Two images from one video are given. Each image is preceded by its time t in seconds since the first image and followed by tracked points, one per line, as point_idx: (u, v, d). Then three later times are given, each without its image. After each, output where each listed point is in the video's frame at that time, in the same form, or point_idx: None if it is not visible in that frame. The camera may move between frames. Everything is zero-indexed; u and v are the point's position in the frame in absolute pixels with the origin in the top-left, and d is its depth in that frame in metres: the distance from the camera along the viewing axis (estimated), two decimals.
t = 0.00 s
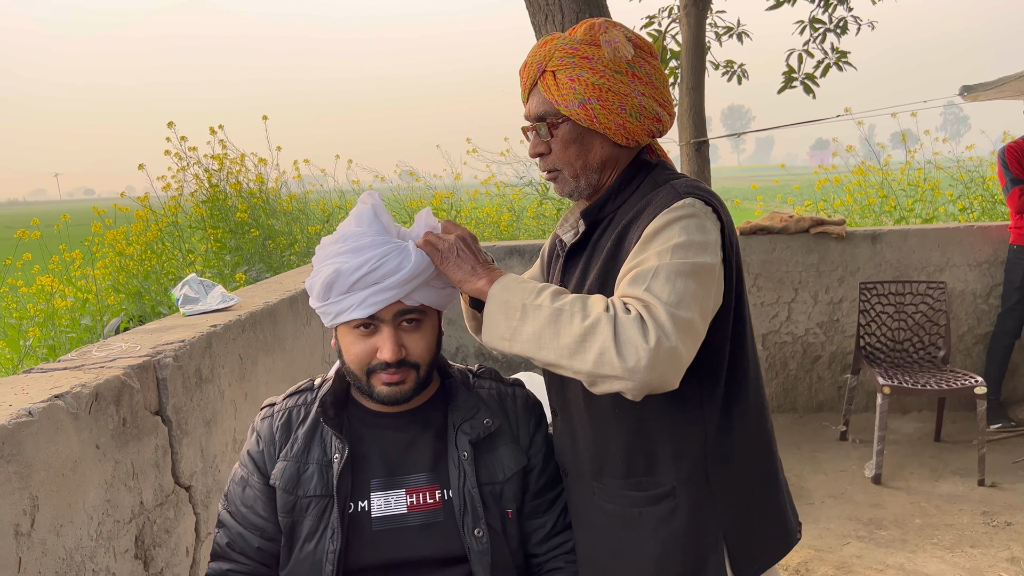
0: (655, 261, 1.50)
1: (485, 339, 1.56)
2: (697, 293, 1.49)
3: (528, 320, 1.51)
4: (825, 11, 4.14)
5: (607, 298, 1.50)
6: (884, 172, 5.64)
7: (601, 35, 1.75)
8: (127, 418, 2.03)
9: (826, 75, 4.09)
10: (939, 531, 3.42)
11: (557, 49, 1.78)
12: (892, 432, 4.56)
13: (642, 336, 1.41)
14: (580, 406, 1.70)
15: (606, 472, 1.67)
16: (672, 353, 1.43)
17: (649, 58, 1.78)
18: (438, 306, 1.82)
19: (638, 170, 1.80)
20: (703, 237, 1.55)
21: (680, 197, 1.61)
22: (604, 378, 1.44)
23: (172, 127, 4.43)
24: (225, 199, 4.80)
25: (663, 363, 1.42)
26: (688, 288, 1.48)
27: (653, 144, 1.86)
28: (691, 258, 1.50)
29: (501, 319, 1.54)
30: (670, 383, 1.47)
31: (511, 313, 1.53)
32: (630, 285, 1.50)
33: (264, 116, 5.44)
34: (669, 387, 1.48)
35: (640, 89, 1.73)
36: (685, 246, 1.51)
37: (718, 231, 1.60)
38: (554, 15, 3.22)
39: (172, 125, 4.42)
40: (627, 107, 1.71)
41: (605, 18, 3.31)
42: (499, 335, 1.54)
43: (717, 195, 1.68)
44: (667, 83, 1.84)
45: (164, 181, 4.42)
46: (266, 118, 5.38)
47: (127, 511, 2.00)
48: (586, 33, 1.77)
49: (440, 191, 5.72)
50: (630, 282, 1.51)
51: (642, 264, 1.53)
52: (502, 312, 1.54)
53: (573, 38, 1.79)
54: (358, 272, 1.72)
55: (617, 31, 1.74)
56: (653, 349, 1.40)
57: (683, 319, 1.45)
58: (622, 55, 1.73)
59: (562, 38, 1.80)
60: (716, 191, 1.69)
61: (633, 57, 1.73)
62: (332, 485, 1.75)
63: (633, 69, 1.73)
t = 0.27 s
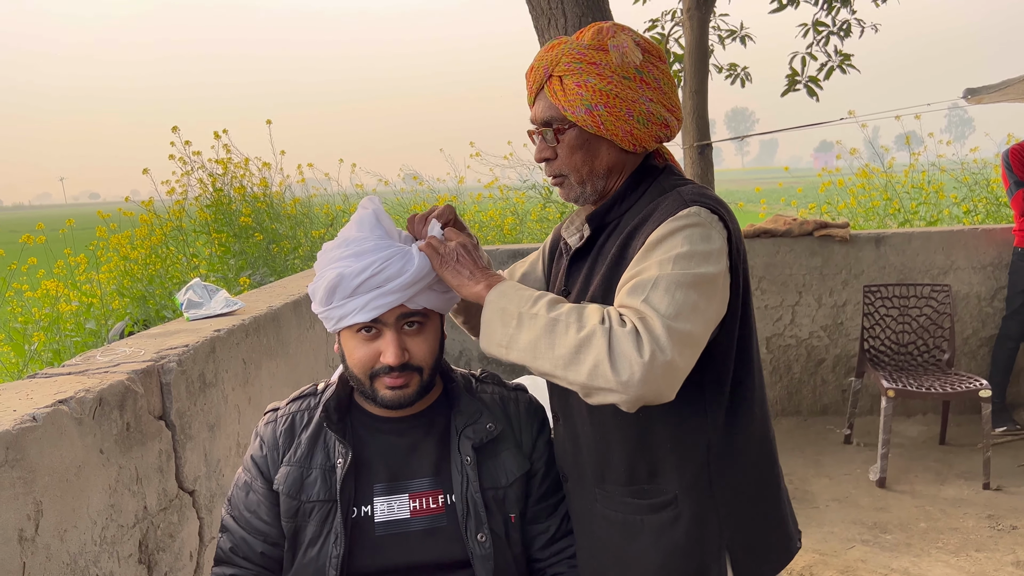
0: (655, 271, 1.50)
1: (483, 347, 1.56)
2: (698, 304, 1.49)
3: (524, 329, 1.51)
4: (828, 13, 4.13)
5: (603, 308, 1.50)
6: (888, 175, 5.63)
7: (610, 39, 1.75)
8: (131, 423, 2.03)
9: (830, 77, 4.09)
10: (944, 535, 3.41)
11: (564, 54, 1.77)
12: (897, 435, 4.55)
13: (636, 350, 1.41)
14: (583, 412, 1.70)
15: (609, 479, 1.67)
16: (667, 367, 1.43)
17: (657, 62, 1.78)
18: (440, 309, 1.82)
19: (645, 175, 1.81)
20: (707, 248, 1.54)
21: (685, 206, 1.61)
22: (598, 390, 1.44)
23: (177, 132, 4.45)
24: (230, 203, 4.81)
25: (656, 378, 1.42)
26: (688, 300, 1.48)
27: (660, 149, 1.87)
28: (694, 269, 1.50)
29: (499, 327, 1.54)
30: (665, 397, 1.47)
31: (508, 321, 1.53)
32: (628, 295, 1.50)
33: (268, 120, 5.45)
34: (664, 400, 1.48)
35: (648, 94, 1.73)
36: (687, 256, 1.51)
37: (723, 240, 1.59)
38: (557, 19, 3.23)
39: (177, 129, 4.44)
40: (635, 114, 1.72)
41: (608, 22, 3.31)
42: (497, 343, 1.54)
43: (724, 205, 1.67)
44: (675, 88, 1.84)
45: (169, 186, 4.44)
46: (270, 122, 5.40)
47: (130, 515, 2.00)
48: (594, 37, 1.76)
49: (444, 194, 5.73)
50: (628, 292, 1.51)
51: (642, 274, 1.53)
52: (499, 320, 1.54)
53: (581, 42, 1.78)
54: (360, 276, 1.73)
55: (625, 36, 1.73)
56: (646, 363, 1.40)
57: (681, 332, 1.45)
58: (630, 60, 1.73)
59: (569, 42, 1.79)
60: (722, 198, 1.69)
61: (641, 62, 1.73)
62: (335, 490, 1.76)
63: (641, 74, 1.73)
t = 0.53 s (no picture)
0: (668, 276, 1.50)
1: (493, 355, 1.56)
2: (711, 310, 1.50)
3: (535, 336, 1.52)
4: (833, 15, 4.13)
5: (615, 314, 1.50)
6: (894, 177, 5.62)
7: (623, 43, 1.75)
8: (138, 425, 2.04)
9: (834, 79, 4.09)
10: (950, 538, 3.39)
11: (577, 58, 1.78)
12: (902, 438, 4.54)
13: (648, 355, 1.41)
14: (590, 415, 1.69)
15: (616, 483, 1.66)
16: (680, 372, 1.43)
17: (670, 65, 1.78)
18: (445, 317, 1.82)
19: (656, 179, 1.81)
20: (720, 253, 1.55)
21: (698, 210, 1.61)
22: (610, 396, 1.44)
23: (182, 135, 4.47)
24: (235, 206, 4.83)
25: (669, 383, 1.43)
26: (701, 305, 1.48)
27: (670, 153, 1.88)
28: (707, 274, 1.50)
29: (508, 335, 1.54)
30: (678, 402, 1.47)
31: (518, 328, 1.54)
32: (640, 301, 1.50)
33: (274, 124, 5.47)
34: (676, 406, 1.48)
35: (661, 99, 1.74)
36: (701, 261, 1.51)
37: (735, 245, 1.59)
38: (561, 21, 3.24)
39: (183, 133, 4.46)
40: (648, 119, 1.72)
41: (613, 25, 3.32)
42: (506, 351, 1.54)
43: (736, 209, 1.68)
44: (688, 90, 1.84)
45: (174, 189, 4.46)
46: (276, 125, 5.42)
47: (137, 517, 2.01)
48: (607, 41, 1.77)
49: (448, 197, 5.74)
50: (640, 298, 1.51)
51: (655, 279, 1.53)
52: (509, 327, 1.55)
53: (594, 46, 1.78)
54: (366, 282, 1.73)
55: (639, 40, 1.73)
56: (659, 369, 1.41)
57: (693, 337, 1.46)
58: (644, 65, 1.73)
59: (582, 46, 1.79)
60: (733, 203, 1.70)
61: (654, 67, 1.73)
62: (340, 493, 1.76)
63: (654, 79, 1.74)
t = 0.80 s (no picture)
0: (678, 280, 1.50)
1: (504, 357, 1.56)
2: (721, 313, 1.50)
3: (547, 339, 1.52)
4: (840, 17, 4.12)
5: (626, 317, 1.50)
6: (900, 179, 5.60)
7: (629, 46, 1.76)
8: (145, 428, 2.05)
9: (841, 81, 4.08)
10: (957, 542, 3.38)
11: (583, 61, 1.78)
12: (909, 441, 4.52)
13: (660, 359, 1.41)
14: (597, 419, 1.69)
15: (623, 488, 1.67)
16: (692, 376, 1.43)
17: (676, 68, 1.79)
18: (453, 319, 1.83)
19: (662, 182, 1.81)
20: (728, 255, 1.55)
21: (704, 212, 1.61)
22: (622, 400, 1.44)
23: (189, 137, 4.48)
24: (241, 208, 4.84)
25: (681, 387, 1.42)
26: (711, 308, 1.48)
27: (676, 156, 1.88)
28: (716, 277, 1.50)
29: (521, 337, 1.54)
30: (690, 405, 1.47)
31: (530, 331, 1.54)
32: (650, 304, 1.50)
33: (280, 125, 5.49)
34: (688, 410, 1.48)
35: (667, 102, 1.73)
36: (710, 264, 1.51)
37: (741, 248, 1.59)
38: (568, 23, 3.24)
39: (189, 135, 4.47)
40: (654, 121, 1.72)
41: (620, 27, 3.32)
42: (518, 354, 1.54)
43: (741, 211, 1.68)
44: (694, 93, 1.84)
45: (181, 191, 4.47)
46: (282, 127, 5.44)
47: (145, 519, 2.01)
48: (612, 44, 1.77)
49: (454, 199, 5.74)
50: (650, 301, 1.51)
51: (665, 282, 1.53)
52: (521, 329, 1.55)
53: (599, 49, 1.79)
54: (374, 287, 1.74)
55: (645, 43, 1.74)
56: (671, 372, 1.40)
57: (705, 340, 1.45)
58: (649, 68, 1.74)
59: (587, 49, 1.80)
60: (740, 205, 1.70)
61: (660, 69, 1.74)
62: (347, 496, 1.76)
63: (660, 82, 1.74)
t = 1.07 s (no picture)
0: (681, 248, 1.51)
1: (510, 322, 1.57)
2: (725, 281, 1.49)
3: (552, 302, 1.53)
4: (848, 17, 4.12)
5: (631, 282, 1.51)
6: (909, 180, 5.59)
7: (622, 49, 1.75)
8: (158, 425, 2.06)
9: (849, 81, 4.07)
10: (967, 543, 3.37)
11: (578, 71, 1.78)
12: (918, 442, 4.51)
13: (662, 316, 1.41)
14: (614, 411, 1.70)
15: (642, 479, 1.67)
16: (694, 337, 1.42)
17: (672, 66, 1.78)
18: (463, 312, 1.84)
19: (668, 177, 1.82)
20: (733, 229, 1.56)
21: (710, 192, 1.64)
22: (624, 359, 1.44)
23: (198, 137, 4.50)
24: (250, 207, 4.85)
25: (683, 347, 1.41)
26: (714, 274, 1.48)
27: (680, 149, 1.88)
28: (720, 246, 1.51)
29: (527, 300, 1.56)
30: (693, 369, 1.45)
31: (537, 295, 1.55)
32: (655, 272, 1.52)
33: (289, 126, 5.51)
34: (692, 375, 1.46)
35: (666, 100, 1.73)
36: (713, 234, 1.52)
37: (749, 226, 1.61)
38: (577, 23, 3.24)
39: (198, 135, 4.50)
40: (655, 122, 1.72)
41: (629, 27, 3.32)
42: (524, 318, 1.55)
43: (746, 191, 1.69)
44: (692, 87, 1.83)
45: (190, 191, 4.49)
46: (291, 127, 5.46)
47: (158, 516, 2.02)
48: (605, 49, 1.76)
49: (462, 199, 5.75)
50: (655, 269, 1.52)
51: (669, 253, 1.54)
52: (529, 295, 1.56)
53: (593, 56, 1.78)
54: (389, 282, 1.74)
55: (638, 45, 1.73)
56: (673, 329, 1.40)
57: (707, 303, 1.45)
58: (645, 69, 1.73)
59: (581, 57, 1.79)
60: (746, 187, 1.71)
61: (656, 69, 1.73)
62: (359, 491, 1.77)
63: (657, 81, 1.74)
